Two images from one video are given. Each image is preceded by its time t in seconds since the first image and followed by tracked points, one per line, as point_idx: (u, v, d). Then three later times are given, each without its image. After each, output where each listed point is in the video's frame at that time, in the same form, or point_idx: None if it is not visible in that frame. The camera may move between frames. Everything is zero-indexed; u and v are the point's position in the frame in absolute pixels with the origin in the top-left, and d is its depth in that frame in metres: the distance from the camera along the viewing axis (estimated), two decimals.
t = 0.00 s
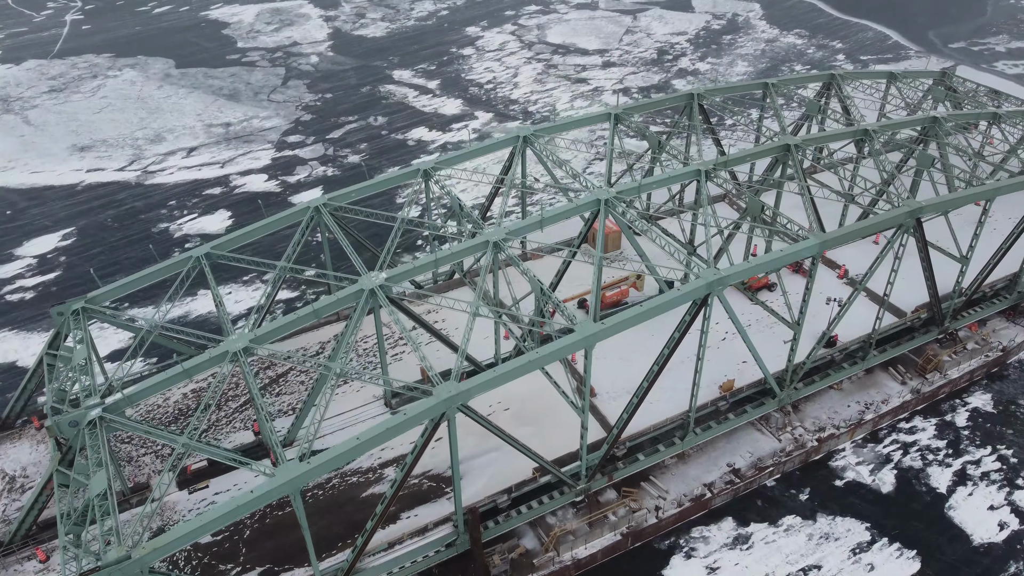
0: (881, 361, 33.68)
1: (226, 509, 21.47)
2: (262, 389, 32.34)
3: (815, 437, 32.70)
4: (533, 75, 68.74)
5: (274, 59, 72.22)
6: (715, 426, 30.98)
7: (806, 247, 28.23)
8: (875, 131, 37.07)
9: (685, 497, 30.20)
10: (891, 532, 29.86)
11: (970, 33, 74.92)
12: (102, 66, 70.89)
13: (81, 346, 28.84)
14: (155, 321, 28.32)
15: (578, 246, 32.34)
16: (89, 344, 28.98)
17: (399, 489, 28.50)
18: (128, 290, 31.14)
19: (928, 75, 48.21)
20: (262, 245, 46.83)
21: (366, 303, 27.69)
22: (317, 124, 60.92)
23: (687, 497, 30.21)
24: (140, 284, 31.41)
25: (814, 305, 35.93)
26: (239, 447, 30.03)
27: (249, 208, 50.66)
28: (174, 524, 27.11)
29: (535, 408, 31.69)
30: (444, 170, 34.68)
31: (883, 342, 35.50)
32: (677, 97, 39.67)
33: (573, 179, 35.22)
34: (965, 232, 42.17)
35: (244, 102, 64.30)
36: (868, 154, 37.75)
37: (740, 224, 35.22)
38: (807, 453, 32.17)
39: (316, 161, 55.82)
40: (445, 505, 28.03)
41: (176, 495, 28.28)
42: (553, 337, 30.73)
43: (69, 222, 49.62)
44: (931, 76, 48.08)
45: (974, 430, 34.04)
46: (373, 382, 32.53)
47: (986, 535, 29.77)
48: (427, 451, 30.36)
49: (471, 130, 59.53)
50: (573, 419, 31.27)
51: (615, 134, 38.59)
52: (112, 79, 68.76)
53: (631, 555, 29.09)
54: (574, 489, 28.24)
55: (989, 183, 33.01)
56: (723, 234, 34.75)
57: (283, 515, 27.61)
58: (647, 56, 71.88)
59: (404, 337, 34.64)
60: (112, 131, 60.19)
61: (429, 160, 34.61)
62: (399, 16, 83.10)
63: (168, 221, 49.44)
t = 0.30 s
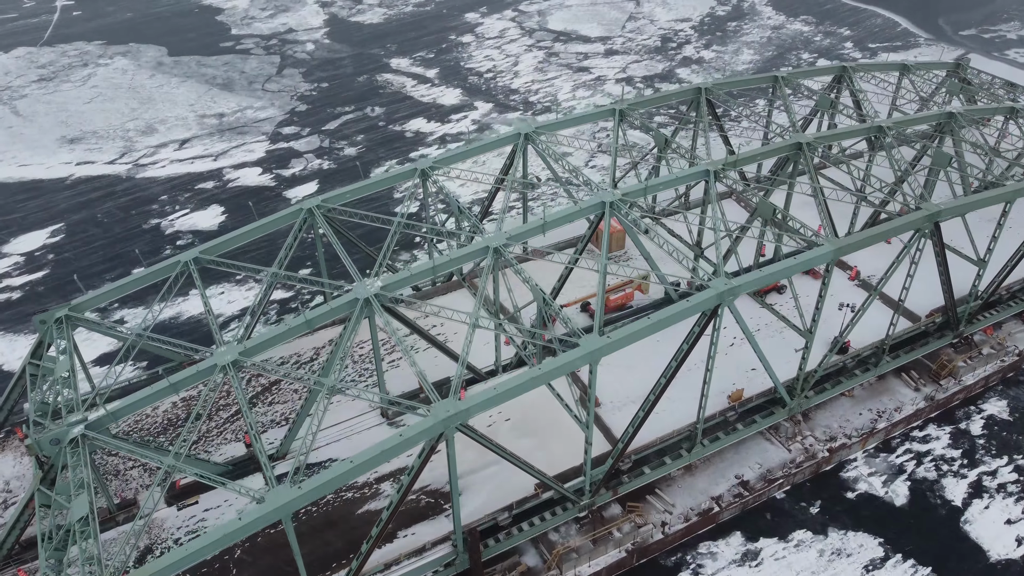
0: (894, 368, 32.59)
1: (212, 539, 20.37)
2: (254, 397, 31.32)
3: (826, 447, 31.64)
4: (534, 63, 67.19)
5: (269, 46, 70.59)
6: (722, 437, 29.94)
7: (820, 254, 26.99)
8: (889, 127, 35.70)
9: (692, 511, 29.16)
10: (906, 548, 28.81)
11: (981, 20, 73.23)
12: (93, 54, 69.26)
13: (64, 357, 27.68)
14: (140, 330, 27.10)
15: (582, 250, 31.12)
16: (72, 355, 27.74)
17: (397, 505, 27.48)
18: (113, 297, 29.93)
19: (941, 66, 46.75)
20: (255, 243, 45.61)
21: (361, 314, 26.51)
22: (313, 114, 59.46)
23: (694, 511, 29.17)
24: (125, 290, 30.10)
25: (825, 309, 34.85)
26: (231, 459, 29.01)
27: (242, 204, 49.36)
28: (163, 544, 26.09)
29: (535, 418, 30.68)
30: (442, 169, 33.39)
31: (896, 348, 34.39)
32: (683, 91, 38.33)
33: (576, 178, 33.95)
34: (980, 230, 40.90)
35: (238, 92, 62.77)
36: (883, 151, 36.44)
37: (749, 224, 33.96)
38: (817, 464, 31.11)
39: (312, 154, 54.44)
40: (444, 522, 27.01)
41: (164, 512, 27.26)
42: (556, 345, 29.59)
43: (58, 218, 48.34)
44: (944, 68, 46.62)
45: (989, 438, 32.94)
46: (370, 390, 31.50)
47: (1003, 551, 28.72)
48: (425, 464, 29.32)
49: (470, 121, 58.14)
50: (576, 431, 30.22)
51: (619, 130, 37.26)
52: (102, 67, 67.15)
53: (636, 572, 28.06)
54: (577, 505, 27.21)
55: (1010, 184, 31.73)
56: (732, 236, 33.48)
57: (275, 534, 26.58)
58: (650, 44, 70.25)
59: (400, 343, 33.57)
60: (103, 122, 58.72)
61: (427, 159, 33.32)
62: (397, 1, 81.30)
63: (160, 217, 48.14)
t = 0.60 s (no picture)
0: (908, 377, 31.52)
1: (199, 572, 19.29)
2: (246, 409, 30.27)
3: (837, 459, 30.59)
4: (535, 52, 65.61)
5: (263, 34, 68.95)
6: (731, 451, 28.91)
7: (836, 264, 25.83)
8: (904, 126, 34.48)
9: (700, 528, 28.14)
10: (920, 566, 27.80)
11: (993, 6, 71.51)
12: (83, 42, 67.65)
13: (46, 371, 26.49)
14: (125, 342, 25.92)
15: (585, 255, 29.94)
16: (54, 368, 26.57)
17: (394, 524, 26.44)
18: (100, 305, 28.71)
19: (956, 58, 45.30)
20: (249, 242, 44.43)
21: (355, 327, 25.40)
22: (308, 105, 58.02)
23: (702, 528, 28.15)
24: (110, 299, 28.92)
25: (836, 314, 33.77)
26: (221, 475, 27.96)
27: (236, 199, 48.11)
28: (151, 566, 25.03)
29: (536, 431, 29.63)
30: (442, 169, 32.11)
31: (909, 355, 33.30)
32: (691, 87, 36.98)
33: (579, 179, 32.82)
34: (995, 230, 39.69)
35: (232, 82, 61.24)
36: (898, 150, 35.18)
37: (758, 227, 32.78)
38: (829, 477, 30.08)
39: (307, 147, 53.07)
40: (443, 542, 25.98)
41: (153, 531, 26.20)
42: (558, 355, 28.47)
43: (46, 215, 47.10)
44: (958, 60, 45.17)
45: (1006, 449, 31.83)
46: (366, 401, 30.47)
47: (1022, 569, 27.67)
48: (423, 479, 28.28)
49: (470, 113, 56.74)
50: (579, 444, 29.20)
51: (624, 128, 35.94)
52: (93, 56, 65.58)
53: None
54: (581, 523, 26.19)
55: None
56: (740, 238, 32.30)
57: (267, 556, 25.55)
58: (654, 32, 68.60)
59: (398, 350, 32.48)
60: (93, 113, 57.29)
61: (425, 160, 32.04)
62: None
63: (151, 213, 46.87)
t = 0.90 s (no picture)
0: (922, 387, 30.50)
1: None
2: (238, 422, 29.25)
3: (850, 473, 29.59)
4: (536, 40, 64.05)
5: (258, 21, 67.30)
6: (741, 466, 27.91)
7: (853, 276, 24.72)
8: (921, 125, 33.31)
9: (708, 546, 27.16)
10: None
11: None
12: (73, 30, 66.00)
13: (27, 386, 25.34)
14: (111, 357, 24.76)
15: (589, 262, 28.79)
16: (36, 383, 25.36)
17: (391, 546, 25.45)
18: (84, 316, 27.50)
19: (971, 50, 43.87)
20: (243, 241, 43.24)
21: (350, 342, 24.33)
22: (304, 97, 56.57)
23: (710, 547, 27.16)
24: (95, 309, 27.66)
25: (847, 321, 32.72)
26: (212, 493, 26.93)
27: (229, 196, 46.85)
28: None
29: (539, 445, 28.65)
30: (440, 172, 30.88)
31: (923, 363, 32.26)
32: (699, 83, 35.66)
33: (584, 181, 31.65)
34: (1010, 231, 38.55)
35: (226, 72, 59.74)
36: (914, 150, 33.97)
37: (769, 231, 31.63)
38: (841, 492, 29.07)
39: (303, 140, 51.71)
40: (442, 566, 25.00)
41: (140, 554, 25.22)
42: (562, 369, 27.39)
43: (34, 212, 45.83)
44: (973, 52, 43.75)
45: None
46: (363, 414, 29.48)
47: None
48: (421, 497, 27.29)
49: (469, 104, 55.37)
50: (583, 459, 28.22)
51: (629, 127, 34.67)
52: (83, 44, 63.96)
53: None
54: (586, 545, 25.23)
55: None
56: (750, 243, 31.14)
57: None
58: (658, 19, 66.98)
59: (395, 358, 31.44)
60: (83, 105, 55.84)
61: (424, 162, 30.84)
62: None
63: (142, 210, 45.60)
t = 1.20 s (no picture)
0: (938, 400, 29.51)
1: None
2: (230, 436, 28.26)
3: (863, 490, 28.59)
4: (538, 30, 62.52)
5: (253, 10, 65.73)
6: (751, 485, 26.94)
7: (871, 293, 23.65)
8: (939, 125, 32.06)
9: (717, 568, 26.17)
10: None
11: None
12: (63, 19, 64.43)
13: (7, 408, 24.09)
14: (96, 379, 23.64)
15: (595, 273, 27.69)
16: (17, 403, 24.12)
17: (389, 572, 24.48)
18: (68, 330, 26.32)
19: (987, 44, 42.47)
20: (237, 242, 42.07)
21: (345, 362, 23.30)
22: (300, 89, 55.15)
23: (719, 569, 26.18)
24: (80, 322, 26.50)
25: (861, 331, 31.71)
26: (204, 515, 25.94)
27: (222, 194, 45.61)
28: None
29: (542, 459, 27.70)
30: (439, 177, 29.67)
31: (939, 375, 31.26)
32: (708, 81, 34.38)
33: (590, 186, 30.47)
34: None
35: (219, 64, 58.29)
36: (931, 152, 32.74)
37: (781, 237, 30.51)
38: (854, 509, 28.06)
39: (298, 135, 50.37)
40: None
41: None
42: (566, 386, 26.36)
43: (22, 211, 44.61)
44: (990, 45, 42.34)
45: None
46: (360, 430, 28.53)
47: None
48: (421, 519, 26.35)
49: (469, 97, 53.99)
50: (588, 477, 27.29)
51: (636, 128, 33.43)
52: (74, 34, 62.42)
53: None
54: (591, 570, 24.29)
55: None
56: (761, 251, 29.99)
57: None
58: (662, 8, 65.36)
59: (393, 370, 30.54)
60: (73, 98, 54.45)
61: (423, 167, 29.63)
62: None
63: (133, 209, 44.39)
